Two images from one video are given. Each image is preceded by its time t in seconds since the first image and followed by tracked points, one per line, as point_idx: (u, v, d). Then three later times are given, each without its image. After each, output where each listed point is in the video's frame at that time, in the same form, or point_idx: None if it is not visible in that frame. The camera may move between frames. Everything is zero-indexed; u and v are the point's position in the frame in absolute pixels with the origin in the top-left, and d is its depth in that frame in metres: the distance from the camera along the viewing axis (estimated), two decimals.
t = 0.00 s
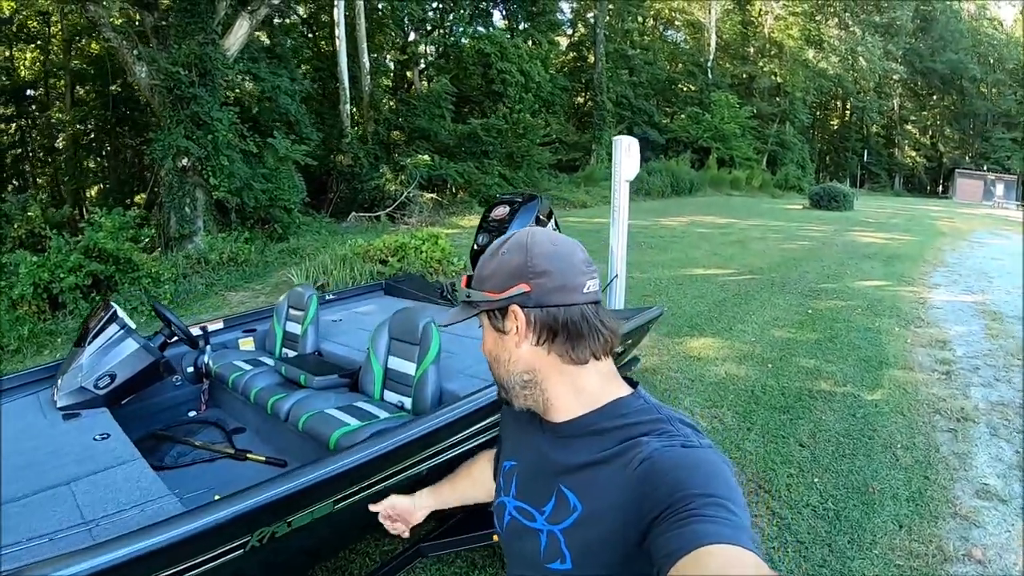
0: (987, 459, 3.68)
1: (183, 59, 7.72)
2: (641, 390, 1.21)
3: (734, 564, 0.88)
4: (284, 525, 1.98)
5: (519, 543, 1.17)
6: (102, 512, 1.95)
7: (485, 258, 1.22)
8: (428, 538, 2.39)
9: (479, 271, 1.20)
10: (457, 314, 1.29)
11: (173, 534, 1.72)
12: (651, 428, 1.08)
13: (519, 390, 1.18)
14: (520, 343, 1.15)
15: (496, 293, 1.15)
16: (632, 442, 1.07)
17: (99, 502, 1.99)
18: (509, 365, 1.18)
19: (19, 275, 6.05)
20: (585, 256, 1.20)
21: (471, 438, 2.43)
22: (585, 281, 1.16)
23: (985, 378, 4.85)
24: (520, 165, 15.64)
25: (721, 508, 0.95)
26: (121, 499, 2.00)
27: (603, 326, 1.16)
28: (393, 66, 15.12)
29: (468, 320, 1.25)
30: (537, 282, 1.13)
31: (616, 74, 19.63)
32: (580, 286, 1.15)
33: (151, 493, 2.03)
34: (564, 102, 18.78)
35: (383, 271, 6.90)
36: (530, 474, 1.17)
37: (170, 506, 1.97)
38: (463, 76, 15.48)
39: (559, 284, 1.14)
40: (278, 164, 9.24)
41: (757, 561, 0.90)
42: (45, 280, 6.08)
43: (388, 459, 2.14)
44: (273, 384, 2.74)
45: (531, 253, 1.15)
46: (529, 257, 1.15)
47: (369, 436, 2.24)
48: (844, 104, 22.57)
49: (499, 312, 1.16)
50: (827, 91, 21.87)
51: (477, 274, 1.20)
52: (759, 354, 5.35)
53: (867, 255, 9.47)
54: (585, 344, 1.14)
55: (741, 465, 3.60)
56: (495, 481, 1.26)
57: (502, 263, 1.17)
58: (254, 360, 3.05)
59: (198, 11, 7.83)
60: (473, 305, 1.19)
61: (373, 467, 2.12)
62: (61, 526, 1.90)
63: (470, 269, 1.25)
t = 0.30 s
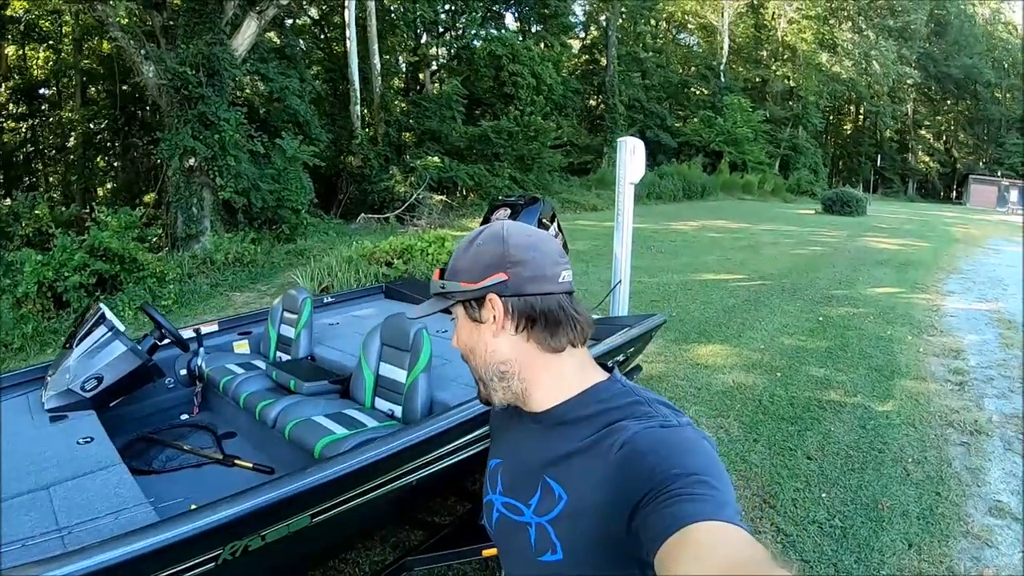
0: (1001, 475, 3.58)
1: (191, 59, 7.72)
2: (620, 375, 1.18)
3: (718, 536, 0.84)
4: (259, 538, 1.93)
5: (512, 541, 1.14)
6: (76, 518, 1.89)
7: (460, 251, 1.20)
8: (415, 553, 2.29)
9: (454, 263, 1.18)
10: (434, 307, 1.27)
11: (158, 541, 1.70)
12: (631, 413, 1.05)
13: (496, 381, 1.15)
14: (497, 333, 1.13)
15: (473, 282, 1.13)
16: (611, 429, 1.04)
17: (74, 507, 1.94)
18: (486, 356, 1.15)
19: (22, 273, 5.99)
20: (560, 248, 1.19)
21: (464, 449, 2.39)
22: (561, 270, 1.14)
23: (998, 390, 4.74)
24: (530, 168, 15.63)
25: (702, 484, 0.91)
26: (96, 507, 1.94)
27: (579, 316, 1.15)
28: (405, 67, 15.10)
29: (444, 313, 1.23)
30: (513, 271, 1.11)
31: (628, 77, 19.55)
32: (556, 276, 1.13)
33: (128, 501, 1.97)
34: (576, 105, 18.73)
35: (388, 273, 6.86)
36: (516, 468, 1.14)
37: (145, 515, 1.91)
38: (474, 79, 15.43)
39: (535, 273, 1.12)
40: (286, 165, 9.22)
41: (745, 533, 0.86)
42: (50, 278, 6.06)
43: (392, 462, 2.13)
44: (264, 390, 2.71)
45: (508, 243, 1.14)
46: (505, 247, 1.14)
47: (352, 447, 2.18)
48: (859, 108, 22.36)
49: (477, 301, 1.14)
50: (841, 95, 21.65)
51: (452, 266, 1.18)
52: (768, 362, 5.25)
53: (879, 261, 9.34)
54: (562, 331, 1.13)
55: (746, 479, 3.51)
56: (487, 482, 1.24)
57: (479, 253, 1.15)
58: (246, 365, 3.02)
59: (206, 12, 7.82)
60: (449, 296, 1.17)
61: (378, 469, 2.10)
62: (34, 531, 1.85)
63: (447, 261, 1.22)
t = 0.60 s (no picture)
0: (1008, 487, 3.53)
1: (201, 60, 7.78)
2: (620, 385, 1.18)
3: (712, 546, 0.85)
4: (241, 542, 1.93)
5: (506, 546, 1.13)
6: (64, 517, 1.90)
7: (456, 263, 1.20)
8: (404, 558, 2.29)
9: (451, 276, 1.18)
10: (433, 318, 1.26)
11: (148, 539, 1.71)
12: (628, 423, 1.05)
13: (494, 391, 1.14)
14: (494, 346, 1.12)
15: (469, 295, 1.13)
16: (609, 439, 1.03)
17: (64, 506, 1.94)
18: (483, 366, 1.15)
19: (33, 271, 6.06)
20: (557, 258, 1.18)
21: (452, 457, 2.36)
22: (555, 281, 1.13)
23: (1008, 399, 4.67)
24: (542, 169, 15.57)
25: (699, 495, 0.91)
26: (83, 507, 1.94)
27: (575, 327, 1.13)
28: (416, 68, 15.10)
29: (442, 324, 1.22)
30: (507, 285, 1.11)
31: (641, 78, 19.52)
32: (550, 287, 1.12)
33: (116, 501, 1.98)
34: (588, 106, 18.71)
35: (394, 274, 6.85)
36: (512, 475, 1.14)
37: (132, 515, 1.92)
38: (486, 79, 15.44)
39: (529, 287, 1.11)
40: (296, 165, 9.26)
41: (740, 544, 0.87)
42: (58, 277, 6.11)
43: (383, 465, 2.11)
44: (259, 393, 2.73)
45: (502, 257, 1.13)
46: (499, 262, 1.13)
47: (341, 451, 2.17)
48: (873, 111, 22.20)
49: (473, 314, 1.13)
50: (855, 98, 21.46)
51: (448, 279, 1.18)
52: (774, 368, 5.20)
53: (891, 266, 9.26)
54: (558, 343, 1.11)
55: (747, 488, 3.49)
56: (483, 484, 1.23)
57: (473, 267, 1.15)
58: (244, 367, 3.04)
59: (216, 12, 7.89)
60: (447, 309, 1.17)
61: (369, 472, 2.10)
62: (24, 529, 1.86)
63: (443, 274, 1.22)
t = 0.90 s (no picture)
0: (1009, 492, 3.50)
1: (208, 57, 7.85)
2: (651, 383, 1.20)
3: (736, 548, 0.87)
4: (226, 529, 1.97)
5: (529, 534, 1.18)
6: (56, 503, 1.92)
7: (489, 253, 1.21)
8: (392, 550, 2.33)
9: (483, 267, 1.19)
10: (466, 306, 1.28)
11: (133, 524, 1.74)
12: (656, 421, 1.07)
13: (524, 384, 1.17)
14: (525, 340, 1.14)
15: (501, 288, 1.14)
16: (636, 436, 1.06)
17: (57, 492, 1.97)
18: (515, 359, 1.17)
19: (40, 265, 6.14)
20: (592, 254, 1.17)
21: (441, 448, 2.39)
22: (590, 278, 1.13)
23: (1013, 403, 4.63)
24: (550, 167, 15.54)
25: (724, 496, 0.94)
26: (74, 493, 1.96)
27: (609, 325, 1.14)
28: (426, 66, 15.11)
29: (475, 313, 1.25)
30: (541, 281, 1.12)
31: (651, 77, 19.60)
32: (585, 284, 1.13)
33: (106, 489, 2.00)
34: (598, 105, 18.71)
35: (398, 271, 6.87)
36: (538, 465, 1.18)
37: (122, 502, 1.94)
38: (496, 78, 15.43)
39: (562, 283, 1.12)
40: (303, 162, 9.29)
41: (765, 547, 0.89)
42: (66, 271, 6.19)
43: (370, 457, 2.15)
44: (254, 386, 2.76)
45: (536, 251, 1.14)
46: (534, 256, 1.13)
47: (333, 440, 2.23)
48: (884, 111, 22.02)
49: (505, 308, 1.15)
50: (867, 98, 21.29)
51: (481, 270, 1.19)
52: (776, 369, 5.18)
53: (899, 267, 9.20)
54: (590, 341, 1.13)
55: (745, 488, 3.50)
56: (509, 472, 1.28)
57: (506, 260, 1.16)
58: (242, 360, 3.09)
59: (224, 10, 7.98)
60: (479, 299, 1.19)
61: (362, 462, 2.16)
62: (17, 514, 1.89)
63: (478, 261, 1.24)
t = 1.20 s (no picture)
0: (1007, 492, 3.49)
1: (208, 54, 7.85)
2: (665, 379, 1.18)
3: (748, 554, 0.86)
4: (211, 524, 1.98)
5: (535, 527, 1.16)
6: (46, 497, 1.94)
7: (507, 240, 1.17)
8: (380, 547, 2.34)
9: (501, 256, 1.16)
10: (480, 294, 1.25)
11: (126, 515, 1.77)
12: (670, 419, 1.06)
13: (541, 376, 1.15)
14: (547, 332, 1.12)
15: (522, 278, 1.11)
16: (650, 434, 1.05)
17: (48, 487, 1.98)
18: (533, 351, 1.15)
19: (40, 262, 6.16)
20: (614, 241, 1.15)
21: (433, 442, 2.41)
22: (613, 267, 1.11)
23: (1012, 402, 4.63)
24: (552, 164, 15.50)
25: (737, 500, 0.93)
26: (63, 488, 1.97)
27: (632, 315, 1.12)
28: (428, 63, 15.08)
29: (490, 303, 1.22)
30: (565, 270, 1.09)
31: (654, 74, 19.55)
32: (608, 273, 1.10)
33: (96, 484, 2.00)
34: (601, 101, 18.68)
35: (397, 267, 6.86)
36: (547, 458, 1.16)
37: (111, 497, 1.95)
38: (498, 74, 15.38)
39: (586, 272, 1.09)
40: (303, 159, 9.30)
41: (779, 556, 0.88)
42: (66, 268, 6.20)
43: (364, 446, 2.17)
44: (246, 381, 2.79)
45: (559, 239, 1.10)
46: (557, 244, 1.10)
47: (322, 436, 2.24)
48: (888, 108, 21.92)
49: (526, 298, 1.12)
50: (870, 95, 21.19)
51: (498, 258, 1.16)
52: (774, 366, 5.18)
53: (901, 264, 9.18)
54: (615, 333, 1.12)
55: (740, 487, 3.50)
56: (514, 464, 1.26)
57: (527, 247, 1.12)
58: (236, 356, 3.12)
59: (223, 7, 7.98)
60: (497, 288, 1.16)
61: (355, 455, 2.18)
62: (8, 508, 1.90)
63: (493, 248, 1.20)
